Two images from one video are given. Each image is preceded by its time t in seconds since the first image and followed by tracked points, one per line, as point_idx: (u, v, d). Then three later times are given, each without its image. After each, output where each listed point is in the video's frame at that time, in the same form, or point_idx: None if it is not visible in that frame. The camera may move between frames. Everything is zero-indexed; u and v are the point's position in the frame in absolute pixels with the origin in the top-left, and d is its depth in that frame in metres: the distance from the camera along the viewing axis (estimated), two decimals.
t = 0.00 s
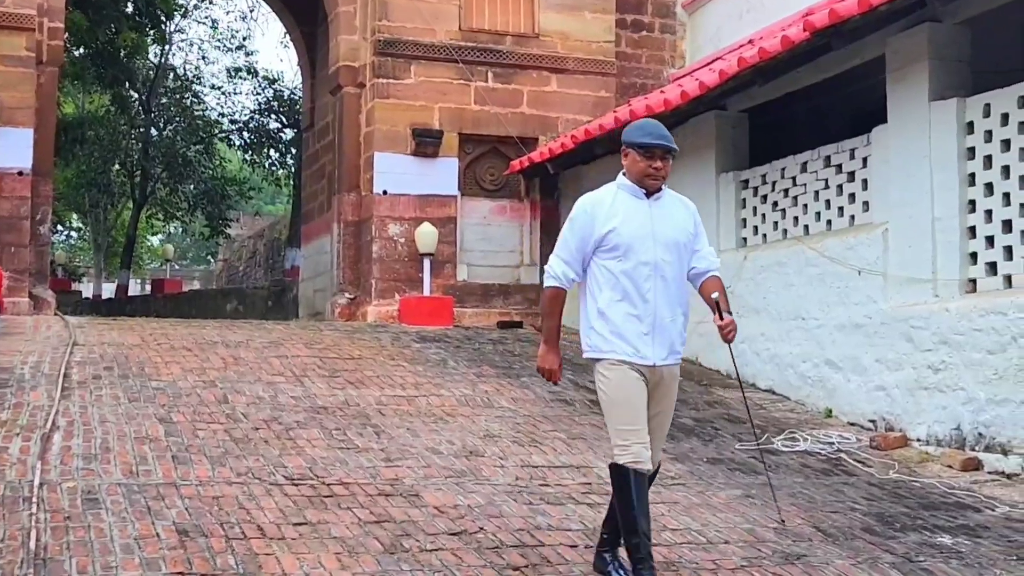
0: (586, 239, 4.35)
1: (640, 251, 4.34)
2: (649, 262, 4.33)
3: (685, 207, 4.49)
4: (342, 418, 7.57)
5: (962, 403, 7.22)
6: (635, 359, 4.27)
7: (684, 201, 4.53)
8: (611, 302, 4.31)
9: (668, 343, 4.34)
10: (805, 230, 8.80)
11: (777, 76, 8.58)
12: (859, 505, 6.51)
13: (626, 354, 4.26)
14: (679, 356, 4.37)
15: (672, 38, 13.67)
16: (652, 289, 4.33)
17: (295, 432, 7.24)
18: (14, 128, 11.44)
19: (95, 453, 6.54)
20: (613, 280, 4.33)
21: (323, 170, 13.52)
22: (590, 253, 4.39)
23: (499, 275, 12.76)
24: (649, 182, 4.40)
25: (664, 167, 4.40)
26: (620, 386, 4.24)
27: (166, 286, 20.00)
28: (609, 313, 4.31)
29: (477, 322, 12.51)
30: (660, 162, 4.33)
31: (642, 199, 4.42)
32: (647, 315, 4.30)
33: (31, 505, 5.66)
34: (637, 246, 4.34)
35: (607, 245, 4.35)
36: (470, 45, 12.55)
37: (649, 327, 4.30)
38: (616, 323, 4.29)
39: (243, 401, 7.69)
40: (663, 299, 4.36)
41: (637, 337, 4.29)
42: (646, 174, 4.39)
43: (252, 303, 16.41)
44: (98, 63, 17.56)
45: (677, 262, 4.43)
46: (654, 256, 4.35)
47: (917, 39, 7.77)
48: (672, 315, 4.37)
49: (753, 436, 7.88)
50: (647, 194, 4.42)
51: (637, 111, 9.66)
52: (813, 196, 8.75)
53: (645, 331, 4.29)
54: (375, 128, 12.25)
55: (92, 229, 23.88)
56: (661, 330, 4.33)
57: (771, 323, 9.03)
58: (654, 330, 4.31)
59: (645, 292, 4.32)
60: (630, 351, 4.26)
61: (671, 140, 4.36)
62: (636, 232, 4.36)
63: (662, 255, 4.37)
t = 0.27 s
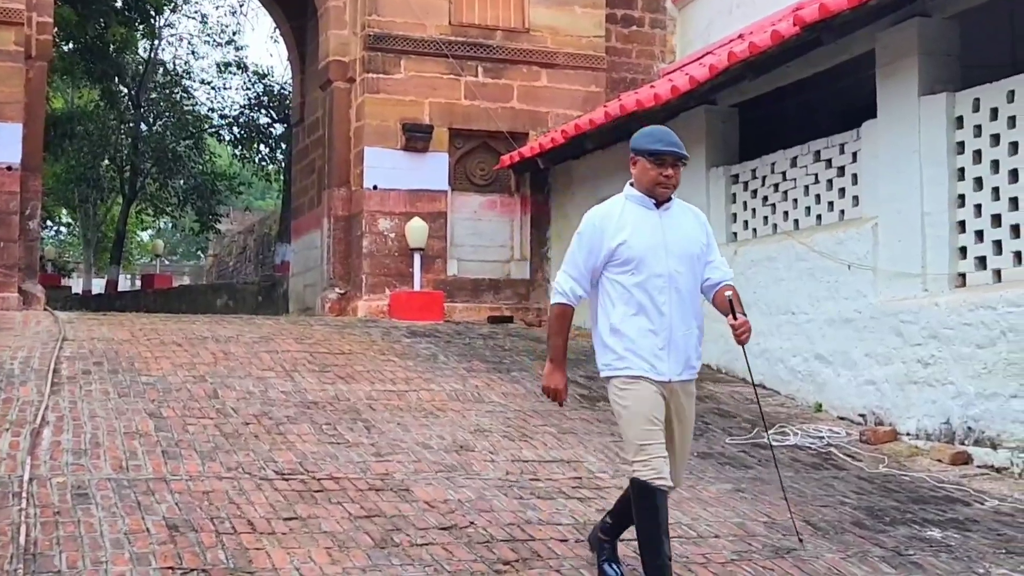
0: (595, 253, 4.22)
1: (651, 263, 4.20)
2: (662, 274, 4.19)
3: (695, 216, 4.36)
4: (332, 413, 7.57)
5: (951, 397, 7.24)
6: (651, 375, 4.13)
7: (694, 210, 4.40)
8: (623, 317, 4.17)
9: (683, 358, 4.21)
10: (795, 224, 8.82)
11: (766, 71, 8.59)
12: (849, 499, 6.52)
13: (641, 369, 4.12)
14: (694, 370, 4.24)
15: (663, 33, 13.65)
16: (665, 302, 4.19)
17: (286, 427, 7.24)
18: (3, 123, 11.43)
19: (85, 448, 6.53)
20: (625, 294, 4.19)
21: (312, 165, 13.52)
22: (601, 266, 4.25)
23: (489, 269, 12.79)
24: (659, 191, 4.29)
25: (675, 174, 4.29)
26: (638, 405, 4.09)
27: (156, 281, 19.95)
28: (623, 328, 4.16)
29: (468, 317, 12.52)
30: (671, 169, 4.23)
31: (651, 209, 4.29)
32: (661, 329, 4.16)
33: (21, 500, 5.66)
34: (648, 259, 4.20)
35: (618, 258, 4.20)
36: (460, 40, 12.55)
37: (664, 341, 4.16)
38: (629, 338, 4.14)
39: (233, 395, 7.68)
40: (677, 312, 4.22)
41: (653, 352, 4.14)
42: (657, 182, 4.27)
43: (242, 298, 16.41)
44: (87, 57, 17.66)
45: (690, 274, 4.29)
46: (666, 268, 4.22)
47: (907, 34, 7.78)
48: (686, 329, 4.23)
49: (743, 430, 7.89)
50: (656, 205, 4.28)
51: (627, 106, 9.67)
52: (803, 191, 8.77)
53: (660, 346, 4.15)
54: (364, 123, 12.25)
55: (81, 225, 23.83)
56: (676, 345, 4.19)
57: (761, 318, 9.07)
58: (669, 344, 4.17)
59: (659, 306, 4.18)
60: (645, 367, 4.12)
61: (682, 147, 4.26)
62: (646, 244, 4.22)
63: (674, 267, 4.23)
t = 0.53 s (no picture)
0: (607, 252, 4.02)
1: (666, 261, 4.02)
2: (677, 272, 4.01)
3: (711, 210, 4.16)
4: (324, 407, 7.57)
5: (942, 390, 7.26)
6: (666, 377, 3.97)
7: (709, 204, 4.20)
8: (637, 318, 4.00)
9: (700, 358, 4.04)
10: (786, 219, 8.84)
11: (758, 65, 8.60)
12: (840, 492, 6.52)
13: (656, 373, 3.95)
14: (712, 371, 4.07)
15: (654, 27, 13.67)
16: (681, 301, 4.02)
17: (277, 422, 7.24)
18: None
19: (75, 443, 6.52)
20: (639, 294, 4.01)
21: (303, 160, 13.51)
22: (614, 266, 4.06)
23: (481, 264, 12.79)
24: (672, 185, 4.10)
25: (688, 168, 4.10)
26: (645, 405, 3.94)
27: (147, 277, 19.92)
28: (635, 330, 3.99)
29: (459, 311, 12.57)
30: (684, 161, 4.04)
31: (663, 205, 4.10)
32: (677, 330, 3.99)
33: (11, 495, 5.65)
34: (664, 257, 4.01)
35: (631, 257, 4.02)
36: (451, 34, 12.54)
37: (680, 343, 3.99)
38: (644, 340, 3.98)
39: (224, 390, 7.68)
40: (693, 312, 4.04)
41: (666, 354, 3.97)
42: (669, 175, 4.08)
43: (234, 293, 16.41)
44: (77, 52, 17.73)
45: (706, 271, 4.11)
46: (680, 266, 4.03)
47: (898, 28, 7.78)
48: (703, 329, 4.06)
49: (735, 424, 7.91)
50: (668, 201, 4.10)
51: (618, 101, 9.69)
52: (794, 185, 8.78)
53: (676, 348, 3.99)
54: (355, 117, 12.25)
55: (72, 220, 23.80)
56: (692, 346, 4.02)
57: (753, 312, 9.12)
58: (682, 345, 4.00)
59: (673, 306, 4.01)
60: (661, 370, 3.96)
61: (695, 138, 4.07)
62: (660, 241, 4.03)
63: (691, 264, 4.05)
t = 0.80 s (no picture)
0: (621, 234, 3.82)
1: (682, 245, 3.83)
2: (693, 257, 3.82)
3: (727, 195, 3.98)
4: (315, 403, 7.57)
5: (933, 386, 7.27)
6: (680, 366, 3.78)
7: (724, 188, 4.03)
8: (651, 303, 3.80)
9: (715, 348, 3.85)
10: (776, 215, 8.88)
11: (748, 61, 8.61)
12: (831, 488, 6.52)
13: (668, 361, 3.77)
14: (727, 362, 3.88)
15: (645, 24, 13.71)
16: (696, 287, 3.83)
17: (268, 418, 7.24)
18: None
19: (66, 440, 6.51)
20: (652, 278, 3.81)
21: (294, 156, 13.50)
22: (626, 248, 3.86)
23: (472, 260, 12.77)
24: (689, 167, 3.90)
25: (705, 150, 3.90)
26: (648, 403, 3.80)
27: (137, 274, 19.88)
28: (647, 316, 3.80)
29: (450, 308, 12.57)
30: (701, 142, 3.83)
31: (678, 186, 3.91)
32: (692, 317, 3.81)
33: (2, 491, 5.64)
34: (678, 240, 3.83)
35: (644, 239, 3.82)
36: (441, 31, 12.54)
37: (694, 330, 3.81)
38: (657, 326, 3.78)
39: (214, 386, 7.68)
40: (708, 298, 3.86)
41: (678, 342, 3.79)
42: (685, 157, 3.88)
43: (224, 290, 16.40)
44: (67, 48, 18.03)
45: (721, 257, 3.92)
46: (695, 250, 3.84)
47: (887, 25, 7.82)
48: (718, 317, 3.88)
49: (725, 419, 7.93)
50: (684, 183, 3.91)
51: (608, 97, 9.73)
52: (784, 181, 8.83)
53: (690, 336, 3.80)
54: (346, 114, 12.25)
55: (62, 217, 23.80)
56: (706, 334, 3.84)
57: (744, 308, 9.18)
58: (696, 334, 3.81)
59: (686, 291, 3.81)
60: (673, 358, 3.77)
61: (711, 118, 3.86)
62: (675, 224, 3.84)
63: (706, 249, 3.86)
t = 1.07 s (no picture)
0: (638, 234, 3.84)
1: (700, 247, 3.82)
2: (711, 259, 3.81)
3: (750, 200, 3.97)
4: (305, 401, 7.57)
5: (923, 382, 7.29)
6: (696, 370, 3.75)
7: (748, 193, 4.01)
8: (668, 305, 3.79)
9: (734, 353, 3.81)
10: (767, 211, 8.91)
11: (738, 58, 8.62)
12: (821, 485, 6.51)
13: (684, 365, 3.75)
14: (747, 370, 3.83)
15: (635, 21, 13.75)
16: (714, 290, 3.81)
17: (258, 415, 7.23)
18: None
19: (55, 437, 6.50)
20: (669, 280, 3.81)
21: (284, 153, 13.49)
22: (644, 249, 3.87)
23: (462, 257, 12.79)
24: (709, 167, 3.89)
25: (726, 149, 3.89)
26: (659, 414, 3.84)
27: (127, 271, 19.83)
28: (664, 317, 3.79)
29: (440, 305, 12.53)
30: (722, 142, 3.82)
31: (700, 187, 3.91)
32: (710, 321, 3.78)
33: None
34: (696, 242, 3.83)
35: (661, 239, 3.83)
36: (432, 27, 12.54)
37: (711, 333, 3.79)
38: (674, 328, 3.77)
39: (204, 384, 7.67)
40: (728, 302, 3.83)
41: (695, 346, 3.77)
42: (705, 157, 3.87)
43: (215, 288, 16.38)
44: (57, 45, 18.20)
45: (742, 261, 3.90)
46: (714, 253, 3.83)
47: (877, 22, 7.84)
48: (738, 322, 3.84)
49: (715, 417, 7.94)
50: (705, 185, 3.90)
51: (600, 94, 9.73)
52: (775, 178, 8.87)
53: (707, 339, 3.78)
54: (336, 111, 12.24)
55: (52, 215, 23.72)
56: (725, 338, 3.81)
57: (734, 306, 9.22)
58: (714, 338, 3.79)
59: (704, 294, 3.80)
60: (690, 361, 3.75)
61: (733, 117, 3.84)
62: (694, 225, 3.84)
63: (725, 252, 3.85)
